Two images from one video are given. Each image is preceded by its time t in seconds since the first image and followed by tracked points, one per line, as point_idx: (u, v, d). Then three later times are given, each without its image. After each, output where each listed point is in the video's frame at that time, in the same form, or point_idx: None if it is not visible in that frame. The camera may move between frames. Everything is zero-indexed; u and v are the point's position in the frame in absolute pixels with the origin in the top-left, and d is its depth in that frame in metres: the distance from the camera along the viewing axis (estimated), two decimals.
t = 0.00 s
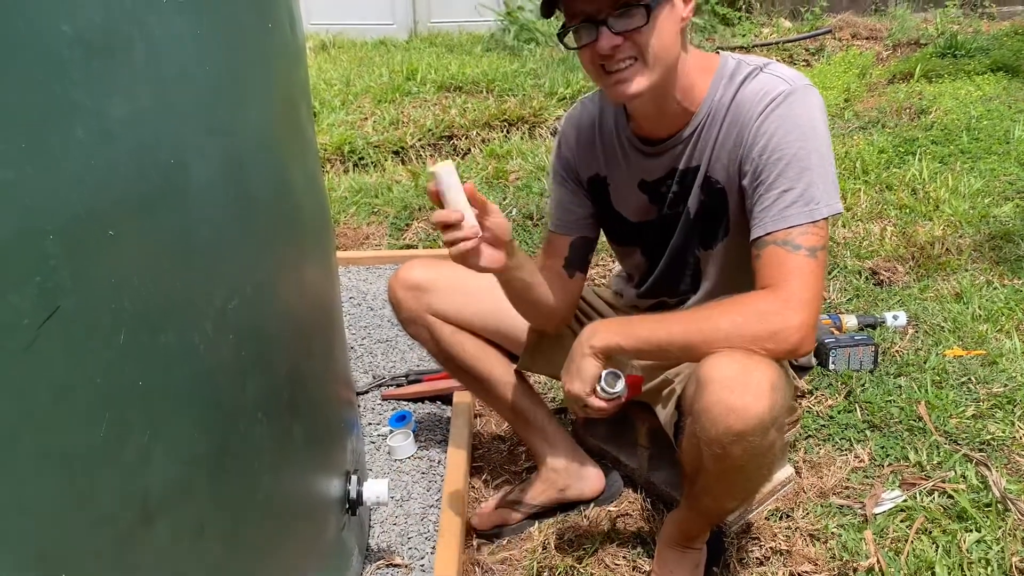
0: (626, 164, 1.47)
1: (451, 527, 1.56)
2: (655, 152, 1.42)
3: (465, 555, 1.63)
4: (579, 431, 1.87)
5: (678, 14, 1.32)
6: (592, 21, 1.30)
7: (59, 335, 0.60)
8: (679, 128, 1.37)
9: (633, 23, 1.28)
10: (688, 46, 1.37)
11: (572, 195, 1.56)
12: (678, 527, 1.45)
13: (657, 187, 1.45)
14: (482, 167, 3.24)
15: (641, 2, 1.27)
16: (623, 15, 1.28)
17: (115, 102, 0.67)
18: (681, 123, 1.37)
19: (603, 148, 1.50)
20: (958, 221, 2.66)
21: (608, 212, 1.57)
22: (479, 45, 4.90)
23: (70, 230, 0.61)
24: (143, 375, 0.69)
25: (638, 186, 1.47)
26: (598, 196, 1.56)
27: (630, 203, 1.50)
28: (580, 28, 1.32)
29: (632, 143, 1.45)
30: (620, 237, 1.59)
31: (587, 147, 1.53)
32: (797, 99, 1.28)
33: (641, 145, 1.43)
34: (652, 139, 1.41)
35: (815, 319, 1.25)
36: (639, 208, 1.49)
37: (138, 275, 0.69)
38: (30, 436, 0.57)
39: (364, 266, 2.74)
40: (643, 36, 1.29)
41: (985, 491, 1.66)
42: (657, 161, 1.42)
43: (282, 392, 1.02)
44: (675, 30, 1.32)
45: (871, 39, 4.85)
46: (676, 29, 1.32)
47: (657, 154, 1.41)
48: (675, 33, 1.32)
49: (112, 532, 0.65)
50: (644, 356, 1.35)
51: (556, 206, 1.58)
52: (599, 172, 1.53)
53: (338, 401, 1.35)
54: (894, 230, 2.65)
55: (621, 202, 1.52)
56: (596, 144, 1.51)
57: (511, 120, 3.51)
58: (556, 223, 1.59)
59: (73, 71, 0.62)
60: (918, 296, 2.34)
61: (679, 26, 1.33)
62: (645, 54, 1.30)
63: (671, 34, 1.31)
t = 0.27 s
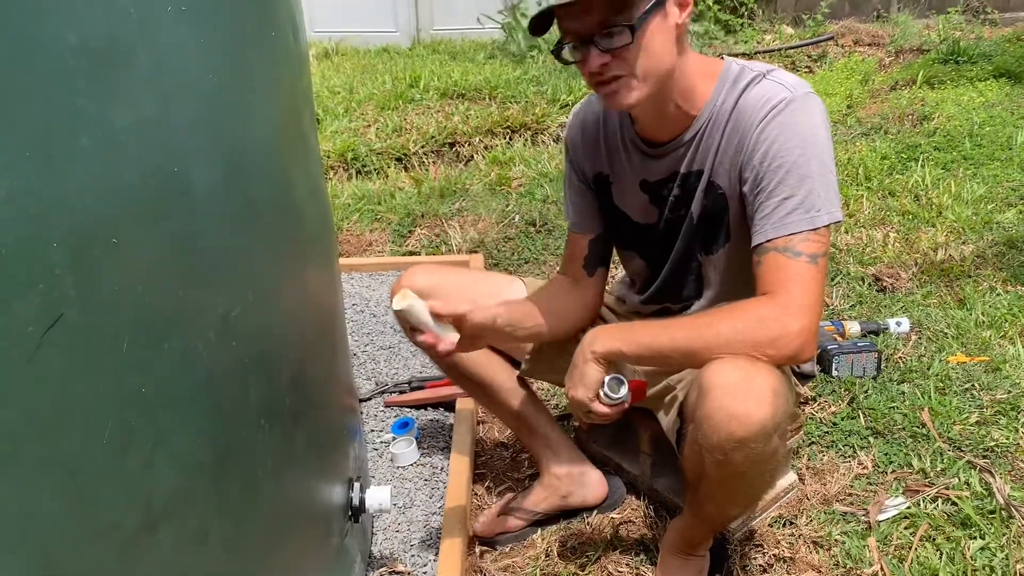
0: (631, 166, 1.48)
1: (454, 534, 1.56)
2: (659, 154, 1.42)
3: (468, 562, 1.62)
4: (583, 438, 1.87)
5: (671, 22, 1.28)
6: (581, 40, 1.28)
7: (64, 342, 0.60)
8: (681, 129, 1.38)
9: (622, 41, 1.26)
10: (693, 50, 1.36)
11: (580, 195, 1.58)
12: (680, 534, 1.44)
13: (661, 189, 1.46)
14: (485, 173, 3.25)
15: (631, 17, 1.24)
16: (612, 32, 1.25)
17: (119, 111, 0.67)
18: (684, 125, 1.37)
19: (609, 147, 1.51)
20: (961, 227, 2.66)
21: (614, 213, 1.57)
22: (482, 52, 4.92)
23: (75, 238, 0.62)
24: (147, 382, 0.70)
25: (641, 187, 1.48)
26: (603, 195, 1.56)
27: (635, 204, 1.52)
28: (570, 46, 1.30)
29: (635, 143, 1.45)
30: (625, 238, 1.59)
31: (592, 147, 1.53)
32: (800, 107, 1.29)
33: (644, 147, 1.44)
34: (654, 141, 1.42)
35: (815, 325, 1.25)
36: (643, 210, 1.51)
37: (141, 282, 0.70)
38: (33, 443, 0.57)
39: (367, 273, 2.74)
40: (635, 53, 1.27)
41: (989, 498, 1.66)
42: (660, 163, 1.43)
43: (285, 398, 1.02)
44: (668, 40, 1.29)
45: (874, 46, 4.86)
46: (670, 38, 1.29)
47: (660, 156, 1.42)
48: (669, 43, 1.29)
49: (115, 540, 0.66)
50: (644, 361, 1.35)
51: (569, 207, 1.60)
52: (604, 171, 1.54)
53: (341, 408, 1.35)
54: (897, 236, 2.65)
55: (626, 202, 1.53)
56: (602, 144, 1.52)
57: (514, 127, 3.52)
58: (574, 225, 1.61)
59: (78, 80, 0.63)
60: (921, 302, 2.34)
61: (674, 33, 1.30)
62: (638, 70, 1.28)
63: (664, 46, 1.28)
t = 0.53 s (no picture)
0: (634, 176, 1.48)
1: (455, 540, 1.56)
2: (660, 164, 1.42)
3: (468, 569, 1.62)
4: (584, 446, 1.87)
5: (642, 60, 1.27)
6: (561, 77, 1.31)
7: (66, 347, 0.61)
8: (682, 140, 1.38)
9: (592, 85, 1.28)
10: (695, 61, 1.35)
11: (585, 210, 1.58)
12: (680, 540, 1.44)
13: (664, 199, 1.46)
14: (487, 180, 3.25)
15: (594, 66, 1.25)
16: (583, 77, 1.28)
17: (123, 116, 0.68)
18: (683, 135, 1.37)
19: (612, 159, 1.51)
20: (963, 235, 2.66)
21: (617, 225, 1.57)
22: (484, 59, 4.93)
23: (78, 243, 0.62)
24: (149, 387, 0.70)
25: (645, 198, 1.48)
26: (607, 208, 1.56)
27: (640, 214, 1.52)
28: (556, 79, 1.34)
29: (637, 155, 1.45)
30: (629, 248, 1.59)
31: (595, 159, 1.54)
32: (802, 115, 1.29)
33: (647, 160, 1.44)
34: (656, 152, 1.42)
35: (817, 333, 1.25)
36: (648, 219, 1.51)
37: (144, 287, 0.70)
38: (35, 448, 0.57)
39: (369, 279, 2.75)
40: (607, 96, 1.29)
41: (991, 506, 1.66)
42: (663, 174, 1.43)
43: (286, 404, 1.02)
44: (640, 77, 1.28)
45: (875, 54, 4.87)
46: (641, 74, 1.28)
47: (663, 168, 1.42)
48: (642, 81, 1.28)
49: (117, 544, 0.66)
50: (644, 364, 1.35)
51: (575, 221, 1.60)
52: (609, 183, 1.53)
53: (342, 413, 1.36)
54: (899, 244, 2.66)
55: (631, 213, 1.53)
56: (605, 155, 1.52)
57: (516, 134, 3.53)
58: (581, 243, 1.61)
59: (82, 87, 0.63)
60: (923, 310, 2.34)
61: (649, 66, 1.28)
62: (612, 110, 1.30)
63: (635, 86, 1.28)
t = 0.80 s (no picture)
0: (633, 190, 1.48)
1: (456, 548, 1.56)
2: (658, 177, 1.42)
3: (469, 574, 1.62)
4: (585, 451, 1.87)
5: (634, 72, 1.28)
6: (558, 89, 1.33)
7: (69, 349, 0.61)
8: (680, 151, 1.38)
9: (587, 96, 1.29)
10: (689, 72, 1.36)
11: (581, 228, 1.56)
12: (681, 546, 1.44)
13: (665, 211, 1.46)
14: (489, 185, 3.26)
15: (587, 78, 1.26)
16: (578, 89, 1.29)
17: (127, 119, 0.68)
18: (681, 146, 1.38)
19: (610, 174, 1.51)
20: (965, 242, 2.66)
21: (616, 238, 1.57)
22: (487, 64, 4.94)
23: (81, 245, 0.62)
24: (151, 391, 0.70)
25: (646, 212, 1.48)
26: (605, 223, 1.56)
27: (640, 228, 1.51)
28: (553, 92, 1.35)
29: (636, 169, 1.46)
30: (629, 258, 1.59)
31: (592, 175, 1.53)
32: (801, 121, 1.29)
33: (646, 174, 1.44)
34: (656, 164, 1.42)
35: (819, 340, 1.25)
36: (648, 231, 1.51)
37: (147, 291, 0.70)
38: (37, 451, 0.58)
39: (370, 283, 2.75)
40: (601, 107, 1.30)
41: (993, 513, 1.66)
42: (662, 187, 1.43)
43: (288, 408, 1.02)
44: (634, 89, 1.29)
45: (877, 61, 4.87)
46: (633, 85, 1.29)
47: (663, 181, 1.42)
48: (636, 92, 1.29)
49: (117, 547, 0.66)
50: (645, 369, 1.35)
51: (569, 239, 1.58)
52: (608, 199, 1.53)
53: (344, 417, 1.36)
54: (901, 251, 2.65)
55: (630, 225, 1.53)
56: (602, 170, 1.52)
57: (518, 140, 3.54)
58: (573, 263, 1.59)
59: (87, 91, 0.63)
60: (925, 316, 2.34)
61: (642, 78, 1.29)
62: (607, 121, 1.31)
63: (628, 97, 1.29)
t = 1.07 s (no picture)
0: (626, 201, 1.48)
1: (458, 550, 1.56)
2: (652, 187, 1.42)
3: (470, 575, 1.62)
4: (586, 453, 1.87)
5: (622, 84, 1.27)
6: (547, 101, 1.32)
7: (73, 350, 0.61)
8: (672, 158, 1.38)
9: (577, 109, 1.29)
10: (678, 79, 1.35)
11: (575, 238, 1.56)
12: (684, 550, 1.44)
13: (661, 220, 1.46)
14: (491, 188, 3.26)
15: (574, 91, 1.25)
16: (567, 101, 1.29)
17: (131, 121, 0.68)
18: (673, 154, 1.38)
19: (603, 184, 1.51)
20: (967, 245, 2.66)
21: (610, 247, 1.57)
22: (489, 66, 4.95)
23: (86, 246, 0.62)
24: (154, 392, 0.70)
25: (641, 220, 1.48)
26: (599, 234, 1.55)
27: (635, 237, 1.51)
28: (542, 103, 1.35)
29: (629, 178, 1.46)
30: (624, 265, 1.59)
31: (585, 185, 1.53)
32: (793, 124, 1.29)
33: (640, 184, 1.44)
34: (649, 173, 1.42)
35: (824, 345, 1.25)
36: (642, 239, 1.50)
37: (150, 292, 0.70)
38: (39, 451, 0.58)
39: (372, 285, 2.75)
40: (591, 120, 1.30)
41: (995, 517, 1.65)
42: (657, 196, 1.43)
43: (290, 409, 1.02)
44: (622, 101, 1.29)
45: (879, 64, 4.87)
46: (620, 97, 1.28)
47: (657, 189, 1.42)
48: (624, 103, 1.29)
49: (119, 548, 0.66)
50: (650, 371, 1.35)
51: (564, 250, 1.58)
52: (600, 209, 1.53)
53: (346, 419, 1.36)
54: (903, 254, 2.65)
55: (625, 234, 1.52)
56: (593, 182, 1.52)
57: (520, 142, 3.54)
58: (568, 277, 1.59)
59: (90, 91, 0.64)
60: (927, 320, 2.34)
61: (629, 91, 1.28)
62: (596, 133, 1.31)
63: (617, 109, 1.29)
